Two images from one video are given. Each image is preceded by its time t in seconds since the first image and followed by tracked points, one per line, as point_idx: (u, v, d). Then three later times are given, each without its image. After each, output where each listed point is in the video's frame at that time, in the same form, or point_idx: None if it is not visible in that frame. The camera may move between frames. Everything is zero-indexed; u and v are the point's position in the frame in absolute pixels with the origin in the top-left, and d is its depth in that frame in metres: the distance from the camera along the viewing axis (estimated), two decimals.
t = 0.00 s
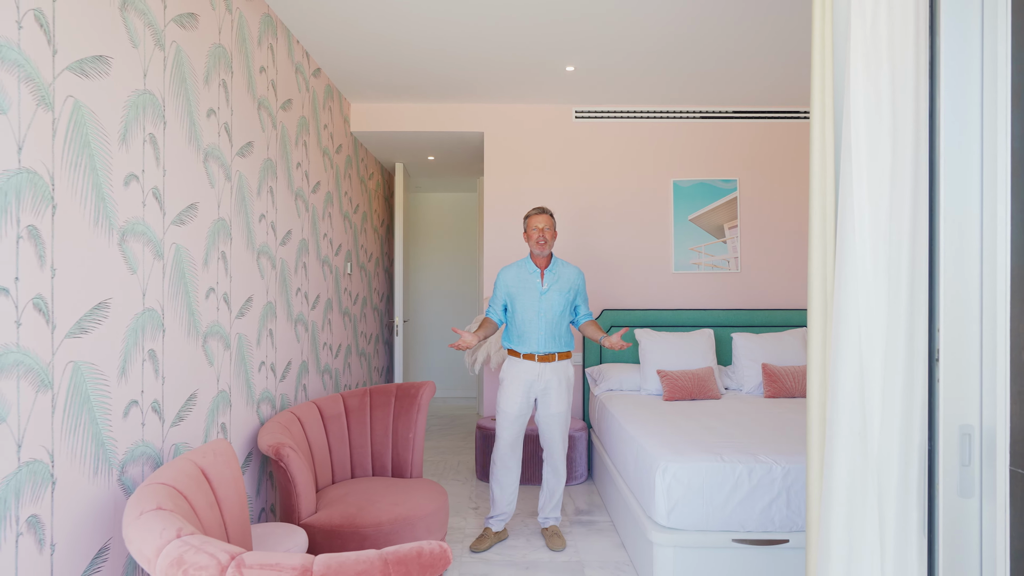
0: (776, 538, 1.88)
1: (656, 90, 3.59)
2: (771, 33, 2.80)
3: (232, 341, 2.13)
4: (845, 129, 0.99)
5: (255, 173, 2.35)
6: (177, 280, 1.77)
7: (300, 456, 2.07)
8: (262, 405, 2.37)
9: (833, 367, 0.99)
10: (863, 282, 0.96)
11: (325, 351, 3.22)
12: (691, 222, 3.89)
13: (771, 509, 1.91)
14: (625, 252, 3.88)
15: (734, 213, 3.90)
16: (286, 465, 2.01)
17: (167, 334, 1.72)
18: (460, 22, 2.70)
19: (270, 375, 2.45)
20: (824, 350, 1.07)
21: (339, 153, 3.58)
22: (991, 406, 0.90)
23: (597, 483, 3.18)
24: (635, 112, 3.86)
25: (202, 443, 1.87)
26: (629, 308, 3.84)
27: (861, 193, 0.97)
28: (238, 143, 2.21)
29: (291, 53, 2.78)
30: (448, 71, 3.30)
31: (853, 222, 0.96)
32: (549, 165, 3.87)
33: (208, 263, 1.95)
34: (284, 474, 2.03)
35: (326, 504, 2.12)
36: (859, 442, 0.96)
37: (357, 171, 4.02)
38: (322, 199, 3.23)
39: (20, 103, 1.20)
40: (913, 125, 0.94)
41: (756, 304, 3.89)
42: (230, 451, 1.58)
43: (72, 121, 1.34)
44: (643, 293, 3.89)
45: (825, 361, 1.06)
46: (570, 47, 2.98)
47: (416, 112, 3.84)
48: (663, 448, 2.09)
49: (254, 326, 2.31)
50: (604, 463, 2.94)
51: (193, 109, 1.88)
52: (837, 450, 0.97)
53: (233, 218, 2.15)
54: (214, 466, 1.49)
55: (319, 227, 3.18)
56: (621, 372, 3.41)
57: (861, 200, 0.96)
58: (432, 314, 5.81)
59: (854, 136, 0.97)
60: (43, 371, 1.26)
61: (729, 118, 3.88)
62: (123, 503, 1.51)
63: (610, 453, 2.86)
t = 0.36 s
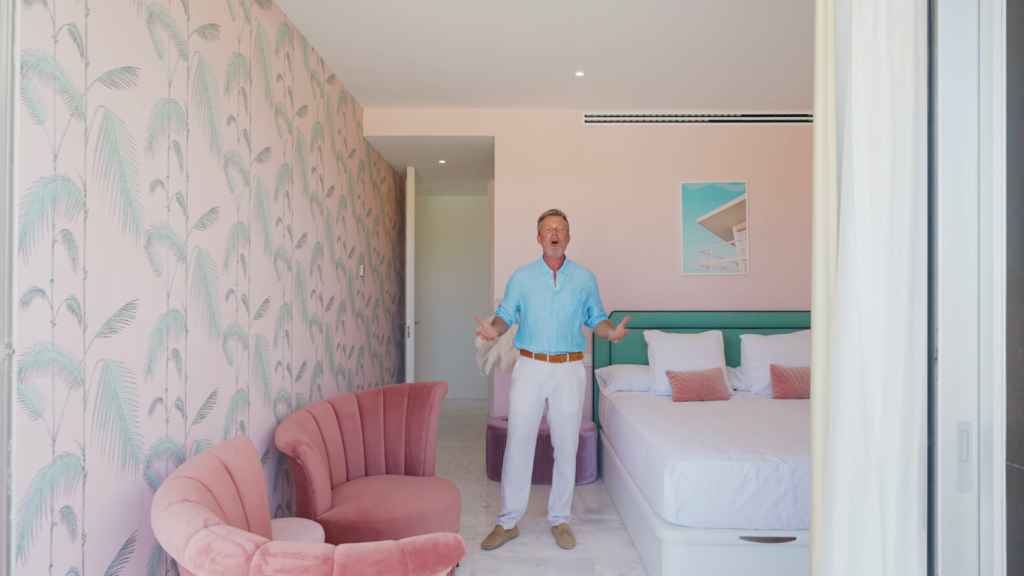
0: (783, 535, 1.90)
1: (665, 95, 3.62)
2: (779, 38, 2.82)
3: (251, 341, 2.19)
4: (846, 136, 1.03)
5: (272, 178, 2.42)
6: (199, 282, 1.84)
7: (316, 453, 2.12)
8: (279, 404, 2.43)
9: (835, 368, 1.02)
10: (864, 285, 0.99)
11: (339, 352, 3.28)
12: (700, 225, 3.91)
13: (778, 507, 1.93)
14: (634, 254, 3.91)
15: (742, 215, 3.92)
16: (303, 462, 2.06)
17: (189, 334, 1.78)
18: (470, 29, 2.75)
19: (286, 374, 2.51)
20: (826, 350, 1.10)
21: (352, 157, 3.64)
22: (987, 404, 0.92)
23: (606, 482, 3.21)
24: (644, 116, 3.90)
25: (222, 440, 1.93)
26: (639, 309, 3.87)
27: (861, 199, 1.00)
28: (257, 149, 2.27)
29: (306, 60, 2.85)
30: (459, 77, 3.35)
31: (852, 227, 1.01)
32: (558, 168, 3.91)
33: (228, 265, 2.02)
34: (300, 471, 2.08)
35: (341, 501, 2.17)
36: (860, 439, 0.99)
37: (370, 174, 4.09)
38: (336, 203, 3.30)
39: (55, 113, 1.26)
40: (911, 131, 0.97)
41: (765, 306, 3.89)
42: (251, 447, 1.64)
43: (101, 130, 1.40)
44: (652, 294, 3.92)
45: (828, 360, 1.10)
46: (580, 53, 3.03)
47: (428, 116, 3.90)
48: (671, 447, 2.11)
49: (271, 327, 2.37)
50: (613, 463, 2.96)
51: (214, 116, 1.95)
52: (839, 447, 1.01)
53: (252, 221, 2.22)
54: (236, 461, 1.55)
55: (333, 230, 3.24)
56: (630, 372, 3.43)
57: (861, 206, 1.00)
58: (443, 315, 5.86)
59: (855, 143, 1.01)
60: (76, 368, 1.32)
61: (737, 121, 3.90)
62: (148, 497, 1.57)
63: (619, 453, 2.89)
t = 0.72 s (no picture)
0: (795, 534, 1.90)
1: (678, 96, 3.64)
2: (793, 40, 2.82)
3: (271, 340, 2.25)
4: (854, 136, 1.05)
5: (292, 181, 2.48)
6: (223, 282, 1.90)
7: (335, 449, 2.17)
8: (298, 402, 2.50)
9: (843, 362, 1.05)
10: (871, 282, 1.02)
11: (356, 352, 3.34)
12: (714, 226, 3.91)
13: (790, 505, 1.93)
14: (648, 255, 3.92)
15: (756, 216, 3.91)
16: (322, 458, 2.11)
17: (213, 333, 1.84)
18: (484, 35, 2.80)
19: (305, 373, 2.57)
20: (834, 345, 1.13)
21: (369, 161, 3.71)
22: (992, 399, 0.95)
23: (620, 482, 3.22)
24: (657, 118, 3.91)
25: (244, 435, 1.99)
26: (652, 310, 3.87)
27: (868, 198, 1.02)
28: (277, 153, 2.34)
29: (325, 67, 2.92)
30: (474, 82, 3.40)
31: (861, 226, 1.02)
32: (572, 170, 3.94)
33: (250, 267, 2.08)
34: (319, 467, 2.14)
35: (359, 496, 2.22)
36: (867, 431, 1.02)
37: (386, 177, 4.15)
38: (353, 205, 3.36)
39: (91, 120, 1.32)
40: (917, 131, 0.98)
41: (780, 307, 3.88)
42: (273, 441, 1.70)
43: (133, 136, 1.47)
44: (666, 295, 3.92)
45: (836, 355, 1.12)
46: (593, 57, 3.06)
47: (443, 120, 3.95)
48: (684, 445, 2.12)
49: (290, 326, 2.43)
50: (626, 462, 2.98)
51: (237, 122, 2.01)
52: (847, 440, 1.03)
53: (273, 224, 2.28)
54: (258, 453, 1.60)
55: (350, 232, 3.30)
56: (643, 372, 3.44)
57: (868, 205, 1.02)
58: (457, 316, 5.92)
59: (861, 143, 1.03)
60: (108, 364, 1.38)
61: (750, 122, 3.89)
62: (175, 488, 1.62)
63: (632, 452, 2.90)
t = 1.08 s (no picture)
0: (804, 530, 1.91)
1: (689, 97, 3.64)
2: (804, 40, 2.82)
3: (288, 338, 2.31)
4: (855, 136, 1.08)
5: (308, 184, 2.54)
6: (241, 281, 1.96)
7: (350, 445, 2.22)
8: (314, 399, 2.56)
9: (845, 355, 1.09)
10: (871, 278, 1.06)
11: (370, 351, 3.40)
12: (725, 226, 3.91)
13: (799, 502, 1.93)
14: (659, 256, 3.94)
15: (768, 216, 3.90)
16: (337, 453, 2.16)
17: (233, 330, 1.90)
18: (495, 39, 2.85)
19: (321, 371, 2.63)
20: (837, 339, 1.17)
21: (383, 163, 3.77)
22: (990, 394, 0.98)
23: (631, 480, 3.23)
24: (668, 119, 3.92)
25: (262, 430, 2.05)
26: (664, 310, 3.87)
27: (869, 196, 1.06)
28: (294, 157, 2.40)
29: (340, 72, 2.99)
30: (485, 84, 3.45)
31: (862, 228, 1.06)
32: (583, 171, 3.96)
33: (268, 266, 2.15)
34: (334, 462, 2.19)
35: (373, 491, 2.27)
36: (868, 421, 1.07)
37: (400, 179, 4.22)
38: (368, 207, 3.42)
39: (118, 126, 1.39)
40: (916, 132, 1.02)
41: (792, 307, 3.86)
42: (290, 435, 1.76)
43: (157, 140, 1.53)
44: (677, 295, 3.93)
45: (838, 348, 1.16)
46: (603, 59, 3.09)
47: (455, 123, 4.01)
48: (692, 442, 2.14)
49: (307, 325, 2.49)
50: (637, 460, 2.99)
51: (255, 127, 2.08)
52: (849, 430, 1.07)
53: (289, 225, 2.35)
54: (275, 445, 1.66)
55: (365, 233, 3.37)
56: (654, 372, 3.45)
57: (869, 203, 1.06)
58: (470, 317, 5.97)
59: (862, 143, 1.06)
60: (133, 359, 1.44)
61: (762, 123, 3.88)
62: (195, 479, 1.68)
63: (643, 450, 2.92)
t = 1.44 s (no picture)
0: (799, 525, 1.95)
1: (690, 100, 3.68)
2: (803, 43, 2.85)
3: (294, 337, 2.37)
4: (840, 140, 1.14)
5: (314, 186, 2.60)
6: (249, 280, 2.02)
7: (354, 441, 2.27)
8: (320, 396, 2.61)
9: (831, 349, 1.13)
10: (856, 275, 1.11)
11: (375, 350, 3.46)
12: (726, 227, 3.94)
13: (794, 497, 1.97)
14: (660, 256, 3.97)
15: (769, 217, 3.93)
16: (342, 449, 2.21)
17: (241, 328, 1.96)
18: (497, 44, 2.90)
19: (326, 369, 2.69)
20: (823, 333, 1.22)
21: (388, 165, 3.83)
22: (967, 387, 1.03)
23: (633, 478, 3.26)
24: (669, 120, 3.95)
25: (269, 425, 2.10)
26: (665, 310, 3.90)
27: (853, 196, 1.12)
28: (300, 160, 2.46)
29: (346, 77, 3.05)
30: (488, 88, 3.50)
31: (848, 228, 1.12)
32: (586, 173, 4.00)
33: (275, 266, 2.21)
34: (339, 457, 2.24)
35: (377, 486, 2.32)
36: (853, 413, 1.11)
37: (405, 181, 4.28)
38: (373, 208, 3.48)
39: (130, 131, 1.44)
40: (898, 136, 1.08)
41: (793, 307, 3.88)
42: (296, 429, 1.81)
43: (167, 144, 1.59)
44: (679, 295, 3.96)
45: (824, 343, 1.21)
46: (603, 62, 3.13)
47: (459, 125, 4.06)
48: (690, 439, 2.18)
49: (313, 324, 2.55)
50: (638, 458, 3.03)
51: (262, 131, 2.14)
52: (835, 420, 1.12)
53: (295, 226, 2.40)
54: (282, 439, 1.72)
55: (370, 234, 3.43)
56: (655, 371, 3.49)
57: (854, 203, 1.11)
58: (474, 317, 6.01)
59: (847, 146, 1.12)
60: (146, 354, 1.50)
61: (764, 124, 3.90)
62: (204, 472, 1.74)
63: (643, 448, 2.95)
